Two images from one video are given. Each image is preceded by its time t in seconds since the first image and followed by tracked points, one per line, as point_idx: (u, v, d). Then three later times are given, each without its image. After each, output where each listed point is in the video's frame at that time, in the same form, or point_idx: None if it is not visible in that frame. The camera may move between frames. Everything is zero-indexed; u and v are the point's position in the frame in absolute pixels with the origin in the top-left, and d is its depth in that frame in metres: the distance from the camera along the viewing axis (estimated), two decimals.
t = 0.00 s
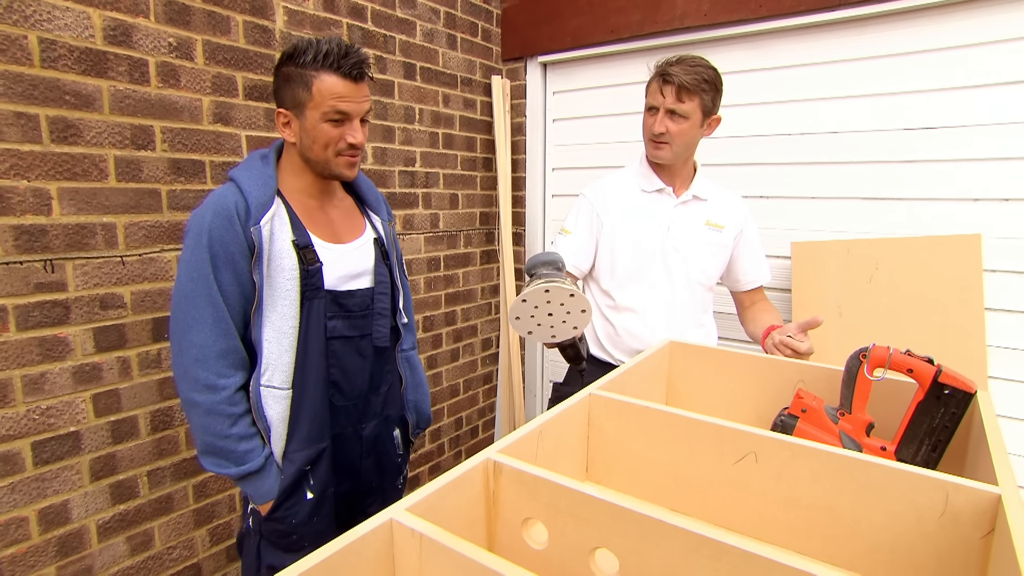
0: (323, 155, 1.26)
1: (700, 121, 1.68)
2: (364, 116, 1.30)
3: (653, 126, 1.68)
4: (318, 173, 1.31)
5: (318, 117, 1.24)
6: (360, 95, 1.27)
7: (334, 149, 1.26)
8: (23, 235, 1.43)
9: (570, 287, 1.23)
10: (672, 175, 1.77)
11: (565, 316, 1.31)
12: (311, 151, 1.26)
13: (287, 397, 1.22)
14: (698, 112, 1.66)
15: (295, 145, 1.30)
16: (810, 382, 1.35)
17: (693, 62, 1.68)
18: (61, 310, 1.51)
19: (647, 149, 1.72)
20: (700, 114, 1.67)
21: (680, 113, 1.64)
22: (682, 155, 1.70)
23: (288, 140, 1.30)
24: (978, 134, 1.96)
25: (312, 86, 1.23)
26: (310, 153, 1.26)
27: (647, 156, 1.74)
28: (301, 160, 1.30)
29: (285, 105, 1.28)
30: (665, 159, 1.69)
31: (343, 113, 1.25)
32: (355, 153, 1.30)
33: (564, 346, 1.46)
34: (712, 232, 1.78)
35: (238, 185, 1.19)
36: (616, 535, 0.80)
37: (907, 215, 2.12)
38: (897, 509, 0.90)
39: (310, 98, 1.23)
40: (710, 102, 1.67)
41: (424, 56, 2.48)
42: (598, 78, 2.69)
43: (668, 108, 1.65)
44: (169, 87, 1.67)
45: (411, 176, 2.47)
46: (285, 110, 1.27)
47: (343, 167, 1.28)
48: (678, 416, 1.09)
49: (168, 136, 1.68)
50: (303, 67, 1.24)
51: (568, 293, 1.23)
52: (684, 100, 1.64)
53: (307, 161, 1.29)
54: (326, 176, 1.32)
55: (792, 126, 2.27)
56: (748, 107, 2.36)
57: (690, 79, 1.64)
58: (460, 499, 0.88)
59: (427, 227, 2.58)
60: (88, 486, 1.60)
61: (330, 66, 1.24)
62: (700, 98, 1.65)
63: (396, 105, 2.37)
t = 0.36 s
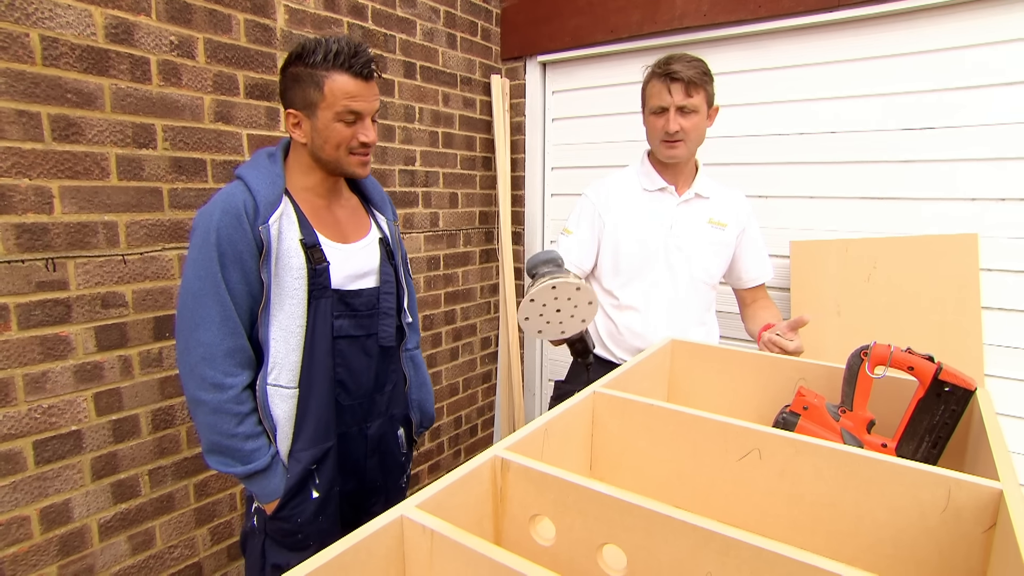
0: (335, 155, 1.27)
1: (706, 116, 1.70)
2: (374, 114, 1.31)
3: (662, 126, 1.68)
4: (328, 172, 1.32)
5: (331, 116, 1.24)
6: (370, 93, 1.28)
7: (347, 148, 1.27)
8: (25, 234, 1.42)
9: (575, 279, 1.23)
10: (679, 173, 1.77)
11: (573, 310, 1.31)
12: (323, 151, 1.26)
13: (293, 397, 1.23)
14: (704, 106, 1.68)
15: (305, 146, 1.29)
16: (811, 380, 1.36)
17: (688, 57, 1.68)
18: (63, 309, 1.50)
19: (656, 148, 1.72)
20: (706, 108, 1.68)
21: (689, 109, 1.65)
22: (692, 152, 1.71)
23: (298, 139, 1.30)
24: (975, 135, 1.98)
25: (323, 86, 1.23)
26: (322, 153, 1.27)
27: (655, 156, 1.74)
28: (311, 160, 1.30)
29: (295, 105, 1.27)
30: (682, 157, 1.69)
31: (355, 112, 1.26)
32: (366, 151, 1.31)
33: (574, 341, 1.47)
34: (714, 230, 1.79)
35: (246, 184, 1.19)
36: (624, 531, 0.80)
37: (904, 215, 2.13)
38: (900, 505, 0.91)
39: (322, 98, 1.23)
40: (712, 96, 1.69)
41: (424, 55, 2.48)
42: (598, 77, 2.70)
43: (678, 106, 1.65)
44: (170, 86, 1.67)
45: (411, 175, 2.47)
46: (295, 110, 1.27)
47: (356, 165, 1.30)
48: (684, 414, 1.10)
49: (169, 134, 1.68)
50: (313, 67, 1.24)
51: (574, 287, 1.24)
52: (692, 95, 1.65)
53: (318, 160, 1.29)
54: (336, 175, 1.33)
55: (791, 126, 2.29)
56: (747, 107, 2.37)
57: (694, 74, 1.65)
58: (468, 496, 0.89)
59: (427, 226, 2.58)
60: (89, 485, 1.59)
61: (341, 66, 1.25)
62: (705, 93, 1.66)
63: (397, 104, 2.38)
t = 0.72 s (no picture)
0: (359, 151, 1.30)
1: (692, 112, 1.71)
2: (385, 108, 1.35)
3: (650, 125, 1.70)
4: (343, 169, 1.34)
5: (354, 115, 1.26)
6: (381, 88, 1.32)
7: (369, 144, 1.31)
8: (23, 230, 1.42)
9: (562, 252, 1.29)
10: (673, 170, 1.78)
11: (565, 286, 1.34)
12: (347, 149, 1.29)
13: (295, 395, 1.22)
14: (688, 103, 1.68)
15: (322, 147, 1.30)
16: (810, 377, 1.37)
17: (673, 55, 1.69)
18: (61, 306, 1.50)
19: (643, 147, 1.73)
20: (691, 104, 1.69)
21: (672, 107, 1.67)
22: (681, 149, 1.72)
23: (312, 141, 1.29)
24: (972, 133, 1.99)
25: (344, 85, 1.25)
26: (345, 152, 1.29)
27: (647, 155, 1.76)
28: (329, 159, 1.31)
29: (309, 106, 1.26)
30: (667, 155, 1.70)
31: (374, 108, 1.29)
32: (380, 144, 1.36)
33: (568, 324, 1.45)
34: (715, 225, 1.79)
35: (248, 181, 1.19)
36: (626, 527, 0.81)
37: (902, 213, 2.14)
38: (899, 502, 0.92)
39: (344, 97, 1.25)
40: (697, 91, 1.70)
41: (422, 51, 2.47)
42: (596, 74, 2.70)
43: (659, 105, 1.66)
44: (168, 81, 1.66)
45: (410, 173, 2.47)
46: (312, 112, 1.26)
47: (376, 158, 1.34)
48: (685, 411, 1.10)
49: (168, 131, 1.67)
50: (329, 68, 1.25)
51: (562, 257, 1.29)
52: (673, 93, 1.66)
53: (338, 159, 1.31)
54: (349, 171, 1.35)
55: (790, 124, 2.29)
56: (746, 104, 2.37)
57: (675, 72, 1.66)
58: (471, 493, 0.89)
59: (425, 223, 2.58)
60: (88, 483, 1.59)
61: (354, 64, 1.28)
62: (687, 89, 1.67)
63: (396, 101, 2.37)
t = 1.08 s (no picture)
0: (350, 151, 1.28)
1: (684, 108, 1.70)
2: (385, 110, 1.33)
3: (638, 118, 1.72)
4: (337, 167, 1.33)
5: (348, 113, 1.25)
6: (382, 89, 1.30)
7: (362, 146, 1.29)
8: (19, 225, 1.41)
9: (565, 264, 1.25)
10: (669, 166, 1.79)
11: (567, 296, 1.33)
12: (337, 147, 1.27)
13: (291, 391, 1.22)
14: (680, 99, 1.68)
15: (315, 142, 1.29)
16: (808, 376, 1.37)
17: (672, 52, 1.71)
18: (57, 301, 1.49)
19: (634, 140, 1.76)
20: (682, 100, 1.69)
21: (659, 102, 1.68)
22: (670, 144, 1.72)
23: (306, 136, 1.29)
24: (972, 132, 1.99)
25: (341, 83, 1.23)
26: (335, 150, 1.28)
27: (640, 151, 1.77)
28: (322, 156, 1.30)
29: (306, 101, 1.26)
30: (654, 150, 1.72)
31: (371, 110, 1.27)
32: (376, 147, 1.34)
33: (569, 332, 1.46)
34: (714, 223, 1.79)
35: (246, 176, 1.19)
36: (622, 525, 0.80)
37: (901, 212, 2.14)
38: (896, 500, 0.92)
39: (340, 95, 1.24)
40: (691, 88, 1.69)
41: (422, 48, 2.46)
42: (596, 71, 2.69)
43: (650, 99, 1.69)
44: (166, 77, 1.65)
45: (408, 169, 2.46)
46: (306, 106, 1.25)
47: (367, 160, 1.32)
48: (681, 409, 1.10)
49: (165, 126, 1.66)
50: (329, 64, 1.24)
51: (565, 270, 1.26)
52: (662, 89, 1.67)
53: (329, 156, 1.30)
54: (343, 169, 1.34)
55: (789, 122, 2.29)
56: (746, 102, 2.37)
57: (666, 68, 1.67)
58: (467, 490, 0.89)
59: (424, 220, 2.57)
60: (84, 478, 1.59)
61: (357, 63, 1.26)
62: (679, 86, 1.67)
63: (394, 97, 2.36)
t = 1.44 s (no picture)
0: (344, 149, 1.28)
1: (685, 108, 1.69)
2: (380, 107, 1.32)
3: (637, 117, 1.71)
4: (330, 164, 1.32)
5: (342, 110, 1.24)
6: (377, 85, 1.29)
7: (356, 143, 1.28)
8: (14, 222, 1.40)
9: (559, 261, 1.26)
10: (668, 165, 1.78)
11: (561, 295, 1.31)
12: (331, 144, 1.27)
13: (277, 394, 1.21)
14: (680, 98, 1.67)
15: (308, 138, 1.28)
16: (807, 377, 1.36)
17: (672, 51, 1.70)
18: (53, 299, 1.49)
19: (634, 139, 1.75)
20: (683, 99, 1.68)
21: (660, 101, 1.67)
22: (670, 143, 1.71)
23: (299, 132, 1.28)
24: (974, 132, 1.97)
25: (335, 79, 1.22)
26: (328, 148, 1.27)
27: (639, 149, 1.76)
28: (314, 153, 1.30)
29: (298, 96, 1.25)
30: (653, 148, 1.70)
31: (366, 107, 1.27)
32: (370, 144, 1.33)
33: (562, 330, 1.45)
34: (713, 223, 1.78)
35: (232, 173, 1.18)
36: (615, 528, 0.80)
37: (903, 212, 2.12)
38: (894, 504, 0.91)
39: (333, 91, 1.23)
40: (691, 86, 1.68)
41: (422, 46, 2.46)
42: (596, 70, 2.68)
43: (650, 99, 1.67)
44: (163, 74, 1.65)
45: (407, 168, 2.45)
46: (299, 102, 1.25)
47: (361, 158, 1.31)
48: (677, 410, 1.09)
49: (162, 123, 1.66)
50: (322, 59, 1.23)
51: (559, 267, 1.26)
52: (662, 88, 1.66)
53: (323, 153, 1.29)
54: (337, 167, 1.33)
55: (790, 121, 2.27)
56: (747, 101, 2.36)
57: (666, 67, 1.66)
58: (459, 491, 0.88)
59: (423, 218, 2.56)
60: (80, 476, 1.58)
61: (352, 58, 1.26)
62: (679, 85, 1.66)
63: (394, 95, 2.35)
